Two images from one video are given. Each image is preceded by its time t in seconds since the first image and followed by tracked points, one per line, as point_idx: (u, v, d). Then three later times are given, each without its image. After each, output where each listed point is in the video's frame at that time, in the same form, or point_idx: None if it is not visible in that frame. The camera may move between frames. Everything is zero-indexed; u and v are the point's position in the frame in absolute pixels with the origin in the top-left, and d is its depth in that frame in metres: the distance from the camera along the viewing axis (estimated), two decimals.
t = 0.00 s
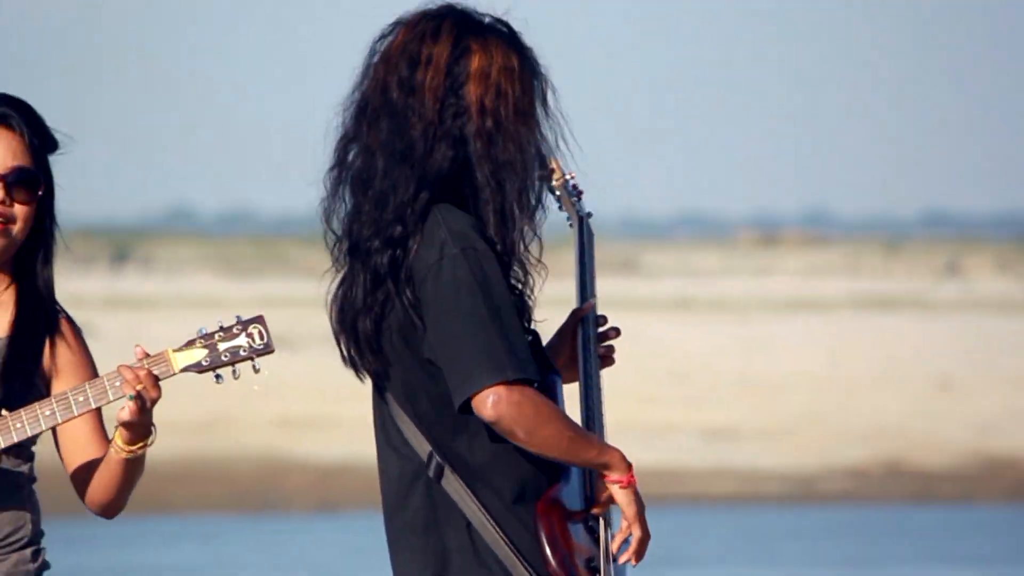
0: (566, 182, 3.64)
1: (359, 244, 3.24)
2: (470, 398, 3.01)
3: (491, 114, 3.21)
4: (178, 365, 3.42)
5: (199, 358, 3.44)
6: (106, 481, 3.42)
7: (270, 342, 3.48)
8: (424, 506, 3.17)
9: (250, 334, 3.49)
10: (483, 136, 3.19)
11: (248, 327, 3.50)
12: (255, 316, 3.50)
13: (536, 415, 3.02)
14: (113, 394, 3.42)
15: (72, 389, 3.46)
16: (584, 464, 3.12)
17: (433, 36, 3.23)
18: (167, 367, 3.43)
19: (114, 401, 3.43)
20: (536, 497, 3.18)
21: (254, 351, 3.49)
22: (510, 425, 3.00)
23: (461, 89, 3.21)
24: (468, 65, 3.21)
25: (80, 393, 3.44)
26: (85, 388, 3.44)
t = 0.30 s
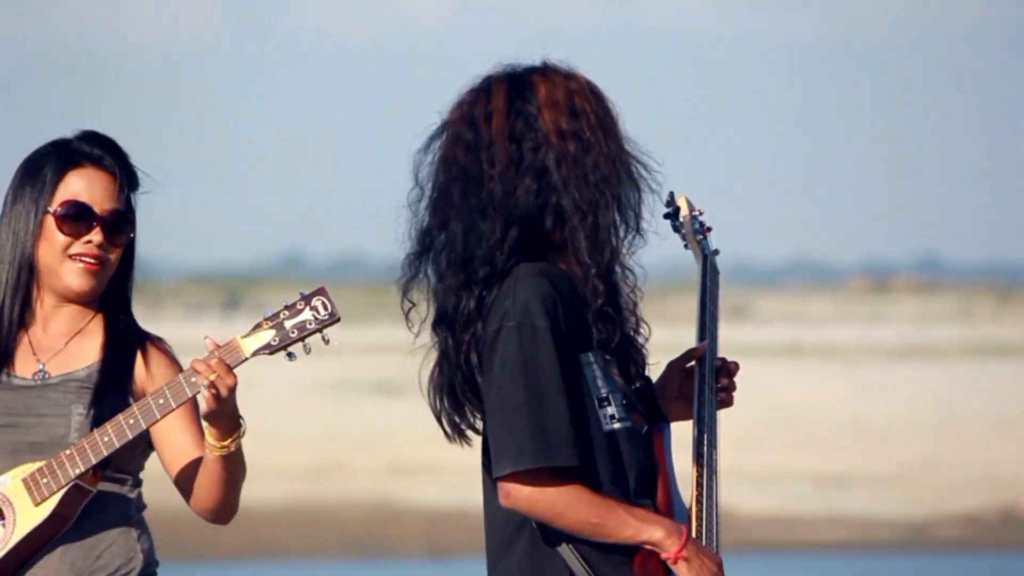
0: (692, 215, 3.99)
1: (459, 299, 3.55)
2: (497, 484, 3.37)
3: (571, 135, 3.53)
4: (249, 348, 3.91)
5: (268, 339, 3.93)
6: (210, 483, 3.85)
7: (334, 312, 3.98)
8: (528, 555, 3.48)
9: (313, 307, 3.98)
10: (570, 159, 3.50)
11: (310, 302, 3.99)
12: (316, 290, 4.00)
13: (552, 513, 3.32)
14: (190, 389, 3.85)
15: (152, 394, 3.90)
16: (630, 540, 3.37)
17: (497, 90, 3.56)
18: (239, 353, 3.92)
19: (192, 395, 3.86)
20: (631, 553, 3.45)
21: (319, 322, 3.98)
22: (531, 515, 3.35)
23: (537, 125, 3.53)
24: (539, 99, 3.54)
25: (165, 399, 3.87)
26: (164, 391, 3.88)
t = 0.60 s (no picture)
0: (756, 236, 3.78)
1: (510, 322, 3.47)
2: (583, 502, 3.26)
3: (660, 198, 3.61)
4: (288, 332, 3.47)
5: (305, 319, 3.46)
6: (282, 468, 3.58)
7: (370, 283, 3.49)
8: None
9: (348, 281, 3.48)
10: (654, 221, 3.62)
11: (344, 275, 3.49)
12: (349, 262, 3.49)
13: (640, 530, 3.21)
14: (236, 379, 3.51)
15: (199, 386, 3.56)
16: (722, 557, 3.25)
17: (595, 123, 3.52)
18: (278, 337, 3.48)
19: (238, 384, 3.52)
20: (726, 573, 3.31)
21: (355, 296, 3.48)
22: (616, 531, 3.24)
23: (633, 174, 3.54)
24: (637, 147, 3.53)
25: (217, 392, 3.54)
26: (210, 384, 3.54)
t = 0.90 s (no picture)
0: (781, 239, 3.70)
1: (559, 340, 3.91)
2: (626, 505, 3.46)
3: (678, 176, 4.00)
4: (299, 355, 3.51)
5: (314, 344, 3.47)
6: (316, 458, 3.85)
7: (374, 306, 3.44)
8: None
9: (352, 303, 3.43)
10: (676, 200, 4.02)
11: (347, 296, 3.43)
12: (352, 281, 3.42)
13: (685, 531, 3.47)
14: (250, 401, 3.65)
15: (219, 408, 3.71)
16: (764, 553, 3.57)
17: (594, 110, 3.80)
18: (288, 359, 3.54)
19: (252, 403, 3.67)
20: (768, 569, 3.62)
21: (361, 317, 3.44)
22: (660, 534, 3.45)
23: (646, 162, 3.92)
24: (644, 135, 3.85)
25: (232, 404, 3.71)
26: (228, 406, 3.69)
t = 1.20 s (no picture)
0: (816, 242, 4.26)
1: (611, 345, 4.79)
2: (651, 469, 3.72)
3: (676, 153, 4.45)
4: (320, 397, 4.14)
5: (337, 387, 4.04)
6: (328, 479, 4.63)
7: (397, 356, 3.92)
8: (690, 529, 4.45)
9: (378, 348, 3.91)
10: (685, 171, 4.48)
11: (374, 340, 3.90)
12: (379, 330, 3.89)
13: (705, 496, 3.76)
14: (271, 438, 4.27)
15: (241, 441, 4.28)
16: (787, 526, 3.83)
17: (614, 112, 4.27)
18: (310, 399, 4.17)
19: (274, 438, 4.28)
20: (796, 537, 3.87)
21: (386, 364, 3.92)
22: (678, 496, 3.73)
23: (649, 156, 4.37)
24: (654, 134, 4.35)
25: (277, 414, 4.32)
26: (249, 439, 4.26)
